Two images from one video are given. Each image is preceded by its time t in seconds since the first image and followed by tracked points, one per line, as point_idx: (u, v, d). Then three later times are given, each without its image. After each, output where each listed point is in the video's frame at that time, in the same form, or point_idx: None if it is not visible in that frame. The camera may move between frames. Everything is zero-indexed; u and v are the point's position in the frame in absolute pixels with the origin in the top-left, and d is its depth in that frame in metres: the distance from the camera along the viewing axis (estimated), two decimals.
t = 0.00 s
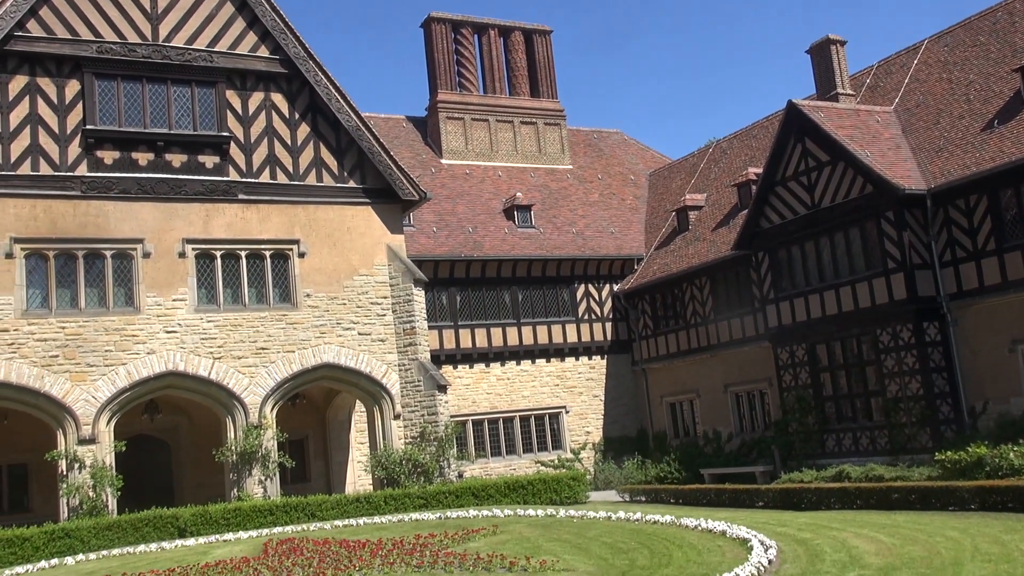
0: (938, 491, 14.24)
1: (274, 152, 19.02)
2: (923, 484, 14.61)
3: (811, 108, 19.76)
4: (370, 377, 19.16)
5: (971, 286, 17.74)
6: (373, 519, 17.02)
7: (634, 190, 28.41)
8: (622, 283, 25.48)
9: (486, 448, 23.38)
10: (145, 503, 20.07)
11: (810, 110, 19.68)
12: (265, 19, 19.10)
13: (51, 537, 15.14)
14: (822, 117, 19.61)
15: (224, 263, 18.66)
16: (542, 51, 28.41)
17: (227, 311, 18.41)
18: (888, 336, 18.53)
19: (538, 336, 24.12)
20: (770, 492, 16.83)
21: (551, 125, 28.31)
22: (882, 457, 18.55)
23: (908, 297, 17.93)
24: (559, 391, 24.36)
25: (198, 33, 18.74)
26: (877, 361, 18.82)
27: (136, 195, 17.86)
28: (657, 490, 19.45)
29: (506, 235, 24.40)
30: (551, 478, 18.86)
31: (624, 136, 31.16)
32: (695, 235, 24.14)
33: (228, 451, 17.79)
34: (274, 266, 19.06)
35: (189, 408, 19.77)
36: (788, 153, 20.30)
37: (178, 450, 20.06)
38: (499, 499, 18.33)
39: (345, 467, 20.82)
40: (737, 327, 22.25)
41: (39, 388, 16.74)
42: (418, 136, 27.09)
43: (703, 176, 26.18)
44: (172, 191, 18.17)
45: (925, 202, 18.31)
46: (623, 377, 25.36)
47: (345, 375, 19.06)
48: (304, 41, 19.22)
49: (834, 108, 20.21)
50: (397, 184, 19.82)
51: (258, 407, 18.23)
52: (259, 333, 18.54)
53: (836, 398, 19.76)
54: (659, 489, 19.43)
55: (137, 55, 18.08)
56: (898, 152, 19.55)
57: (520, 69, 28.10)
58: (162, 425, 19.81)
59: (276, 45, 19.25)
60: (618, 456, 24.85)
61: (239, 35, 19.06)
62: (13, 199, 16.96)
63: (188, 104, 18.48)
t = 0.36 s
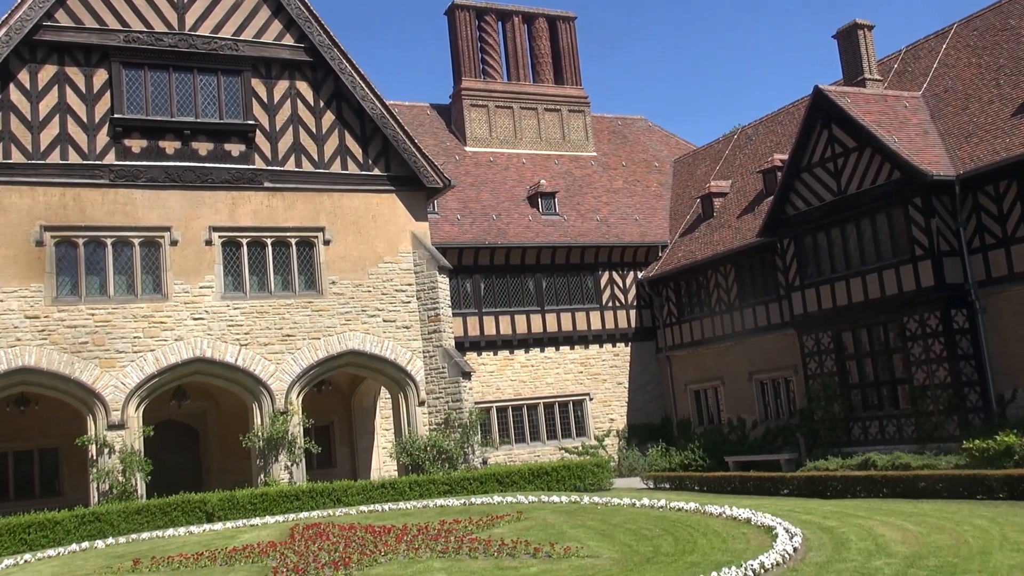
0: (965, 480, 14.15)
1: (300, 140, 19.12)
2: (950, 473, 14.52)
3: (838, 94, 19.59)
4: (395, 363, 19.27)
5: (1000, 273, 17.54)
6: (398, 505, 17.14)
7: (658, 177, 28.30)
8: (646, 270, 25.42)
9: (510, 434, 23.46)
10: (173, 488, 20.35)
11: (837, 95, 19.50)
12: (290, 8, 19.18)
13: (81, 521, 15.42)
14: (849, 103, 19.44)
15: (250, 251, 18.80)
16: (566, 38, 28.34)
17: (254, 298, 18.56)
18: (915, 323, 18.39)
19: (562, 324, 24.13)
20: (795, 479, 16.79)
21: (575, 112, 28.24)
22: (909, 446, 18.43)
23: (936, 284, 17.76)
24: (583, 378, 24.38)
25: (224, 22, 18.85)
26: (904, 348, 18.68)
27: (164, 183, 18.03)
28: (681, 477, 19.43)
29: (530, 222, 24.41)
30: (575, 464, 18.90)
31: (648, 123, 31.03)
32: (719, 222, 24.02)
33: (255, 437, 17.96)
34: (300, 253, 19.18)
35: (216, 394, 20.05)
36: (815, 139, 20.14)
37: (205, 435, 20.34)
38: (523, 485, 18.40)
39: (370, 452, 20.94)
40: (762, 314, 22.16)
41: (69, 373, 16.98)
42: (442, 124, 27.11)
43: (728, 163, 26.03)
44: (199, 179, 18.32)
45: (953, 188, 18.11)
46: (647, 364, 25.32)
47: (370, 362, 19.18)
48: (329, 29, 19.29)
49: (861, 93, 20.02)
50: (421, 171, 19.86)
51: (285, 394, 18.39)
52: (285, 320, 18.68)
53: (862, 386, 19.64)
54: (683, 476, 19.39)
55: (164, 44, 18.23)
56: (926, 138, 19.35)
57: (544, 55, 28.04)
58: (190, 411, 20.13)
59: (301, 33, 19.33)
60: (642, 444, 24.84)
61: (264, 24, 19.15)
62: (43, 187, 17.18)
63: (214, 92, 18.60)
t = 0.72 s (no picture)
0: (992, 473, 14.04)
1: (324, 131, 19.21)
2: (977, 466, 14.41)
3: (865, 84, 19.42)
4: (419, 353, 19.35)
5: None
6: (422, 494, 17.23)
7: (683, 167, 28.19)
8: (670, 261, 25.35)
9: (533, 425, 23.51)
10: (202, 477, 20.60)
11: (864, 85, 19.34)
12: None
13: (109, 507, 15.65)
14: (876, 93, 19.27)
15: (275, 241, 18.92)
16: (590, 28, 28.26)
17: (279, 288, 18.70)
18: (941, 315, 18.25)
19: (586, 314, 24.12)
20: (819, 471, 16.74)
21: (599, 103, 28.16)
22: (935, 438, 18.30)
23: (963, 275, 17.60)
24: (606, 368, 24.38)
25: (250, 13, 18.95)
26: (930, 340, 18.54)
27: (190, 173, 18.17)
28: (704, 468, 19.40)
29: (554, 213, 24.40)
30: (598, 455, 18.93)
31: (673, 113, 30.89)
32: (744, 213, 23.91)
33: (280, 426, 18.12)
34: (325, 244, 19.29)
35: (242, 383, 20.22)
36: (841, 129, 19.99)
37: (231, 424, 20.46)
38: (546, 475, 18.44)
39: (394, 442, 21.10)
40: (787, 305, 22.04)
41: (98, 362, 17.18)
42: (466, 114, 27.12)
43: (753, 153, 25.88)
44: (225, 170, 18.46)
45: (982, 179, 17.92)
46: (670, 355, 25.28)
47: (394, 352, 19.28)
48: (354, 20, 19.34)
49: (889, 83, 19.84)
50: (445, 162, 19.90)
51: (309, 383, 18.52)
52: (310, 310, 18.80)
53: (887, 377, 19.53)
54: (707, 467, 19.35)
55: (190, 35, 18.35)
56: (954, 128, 19.15)
57: (568, 46, 28.00)
58: (216, 399, 20.30)
59: (326, 24, 19.40)
60: (666, 434, 24.81)
61: (289, 15, 19.23)
62: (71, 178, 17.36)
63: (240, 84, 18.71)
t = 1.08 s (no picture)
0: (1019, 469, 13.93)
1: (348, 123, 19.30)
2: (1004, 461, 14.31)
3: (892, 76, 19.27)
4: (442, 346, 19.43)
5: None
6: (445, 485, 17.31)
7: (707, 160, 28.08)
8: (694, 254, 25.29)
9: (556, 417, 23.54)
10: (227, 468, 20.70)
11: (890, 78, 19.19)
12: None
13: (136, 497, 15.83)
14: (903, 85, 19.11)
15: (300, 234, 19.03)
16: (614, 21, 28.19)
17: (303, 280, 18.82)
18: (968, 309, 18.12)
19: (609, 307, 24.10)
20: (843, 465, 16.67)
21: (623, 95, 28.10)
22: (960, 433, 18.18)
23: (990, 269, 17.45)
24: (629, 361, 24.37)
25: (275, 6, 19.05)
26: (956, 334, 18.41)
27: (216, 166, 18.31)
28: (727, 462, 19.36)
29: (578, 205, 24.39)
30: (621, 448, 18.93)
31: (696, 105, 30.76)
32: (768, 206, 23.80)
33: (304, 417, 18.24)
34: (349, 236, 19.38)
35: (266, 374, 20.41)
36: (867, 121, 19.85)
37: (256, 415, 20.62)
38: (569, 467, 18.48)
39: (418, 434, 21.18)
40: (811, 299, 21.94)
41: (125, 352, 17.35)
42: (489, 107, 27.13)
43: (778, 146, 25.74)
44: (250, 162, 18.58)
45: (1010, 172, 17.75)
46: (693, 348, 25.22)
47: (417, 344, 19.36)
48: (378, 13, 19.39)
49: (916, 75, 19.67)
50: (469, 154, 19.93)
51: (333, 374, 18.64)
52: (334, 303, 18.90)
53: (912, 372, 19.41)
54: (729, 460, 19.32)
55: (216, 29, 18.48)
56: (982, 120, 18.96)
57: (592, 38, 27.96)
58: (241, 390, 20.48)
59: (351, 17, 19.46)
60: (688, 428, 24.75)
61: (314, 8, 19.31)
62: (99, 170, 17.54)
63: (265, 77, 18.82)
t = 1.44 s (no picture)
0: None
1: (372, 117, 19.38)
2: None
3: (918, 68, 19.10)
4: (465, 339, 19.49)
5: None
6: (468, 478, 17.37)
7: (730, 153, 27.96)
8: (717, 248, 25.20)
9: (578, 411, 23.56)
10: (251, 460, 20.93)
11: (916, 69, 19.03)
12: None
13: (162, 488, 15.98)
14: (929, 77, 18.95)
15: (324, 227, 19.13)
16: (637, 14, 28.12)
17: (327, 273, 18.91)
18: (994, 303, 17.96)
19: (632, 301, 24.07)
20: (868, 459, 16.60)
21: (646, 88, 28.01)
22: (986, 428, 18.03)
23: (1017, 263, 17.28)
24: (652, 355, 24.34)
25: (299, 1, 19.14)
26: (982, 329, 18.27)
27: (240, 160, 18.42)
28: (750, 456, 19.30)
29: (601, 199, 24.38)
30: (644, 442, 18.92)
31: (720, 98, 30.62)
32: (792, 199, 23.68)
33: (328, 410, 18.35)
34: (372, 229, 19.46)
35: (290, 366, 20.53)
36: (893, 113, 19.71)
37: (280, 407, 20.79)
38: (592, 461, 18.51)
39: (441, 427, 21.31)
40: (835, 292, 21.81)
41: (151, 345, 17.51)
42: (512, 101, 27.12)
43: (802, 138, 25.59)
44: (274, 156, 18.69)
45: None
46: (716, 342, 25.15)
47: (440, 337, 19.42)
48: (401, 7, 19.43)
49: (942, 67, 19.50)
50: (492, 148, 19.94)
51: (357, 367, 18.74)
52: (358, 296, 18.99)
53: (938, 366, 19.28)
54: (753, 454, 19.26)
55: (240, 23, 18.58)
56: (1009, 112, 18.76)
57: (615, 31, 27.93)
58: (266, 382, 20.62)
59: (374, 12, 19.53)
60: (712, 422, 24.68)
61: (338, 2, 19.38)
62: (125, 164, 17.70)
63: (289, 71, 18.91)
